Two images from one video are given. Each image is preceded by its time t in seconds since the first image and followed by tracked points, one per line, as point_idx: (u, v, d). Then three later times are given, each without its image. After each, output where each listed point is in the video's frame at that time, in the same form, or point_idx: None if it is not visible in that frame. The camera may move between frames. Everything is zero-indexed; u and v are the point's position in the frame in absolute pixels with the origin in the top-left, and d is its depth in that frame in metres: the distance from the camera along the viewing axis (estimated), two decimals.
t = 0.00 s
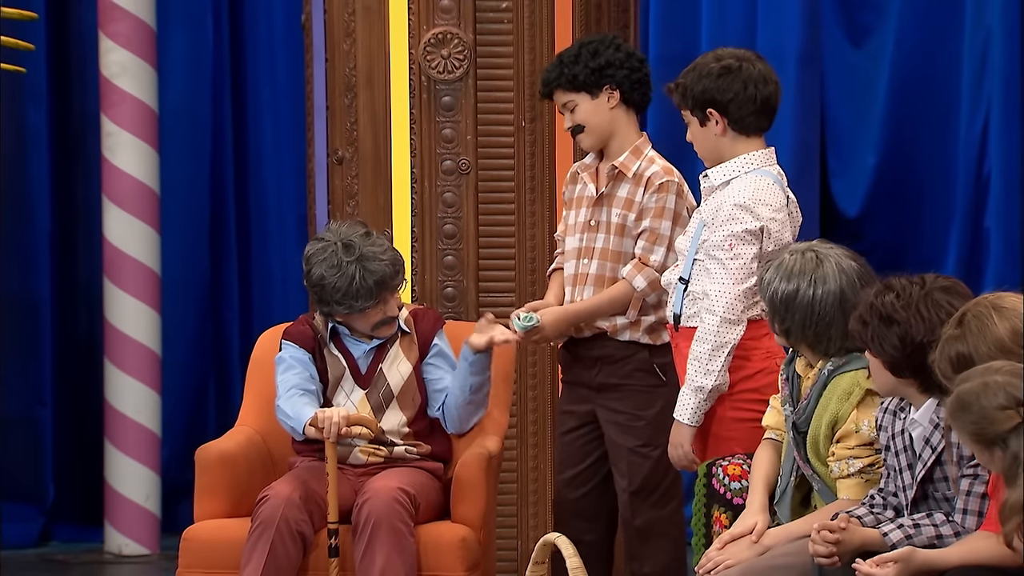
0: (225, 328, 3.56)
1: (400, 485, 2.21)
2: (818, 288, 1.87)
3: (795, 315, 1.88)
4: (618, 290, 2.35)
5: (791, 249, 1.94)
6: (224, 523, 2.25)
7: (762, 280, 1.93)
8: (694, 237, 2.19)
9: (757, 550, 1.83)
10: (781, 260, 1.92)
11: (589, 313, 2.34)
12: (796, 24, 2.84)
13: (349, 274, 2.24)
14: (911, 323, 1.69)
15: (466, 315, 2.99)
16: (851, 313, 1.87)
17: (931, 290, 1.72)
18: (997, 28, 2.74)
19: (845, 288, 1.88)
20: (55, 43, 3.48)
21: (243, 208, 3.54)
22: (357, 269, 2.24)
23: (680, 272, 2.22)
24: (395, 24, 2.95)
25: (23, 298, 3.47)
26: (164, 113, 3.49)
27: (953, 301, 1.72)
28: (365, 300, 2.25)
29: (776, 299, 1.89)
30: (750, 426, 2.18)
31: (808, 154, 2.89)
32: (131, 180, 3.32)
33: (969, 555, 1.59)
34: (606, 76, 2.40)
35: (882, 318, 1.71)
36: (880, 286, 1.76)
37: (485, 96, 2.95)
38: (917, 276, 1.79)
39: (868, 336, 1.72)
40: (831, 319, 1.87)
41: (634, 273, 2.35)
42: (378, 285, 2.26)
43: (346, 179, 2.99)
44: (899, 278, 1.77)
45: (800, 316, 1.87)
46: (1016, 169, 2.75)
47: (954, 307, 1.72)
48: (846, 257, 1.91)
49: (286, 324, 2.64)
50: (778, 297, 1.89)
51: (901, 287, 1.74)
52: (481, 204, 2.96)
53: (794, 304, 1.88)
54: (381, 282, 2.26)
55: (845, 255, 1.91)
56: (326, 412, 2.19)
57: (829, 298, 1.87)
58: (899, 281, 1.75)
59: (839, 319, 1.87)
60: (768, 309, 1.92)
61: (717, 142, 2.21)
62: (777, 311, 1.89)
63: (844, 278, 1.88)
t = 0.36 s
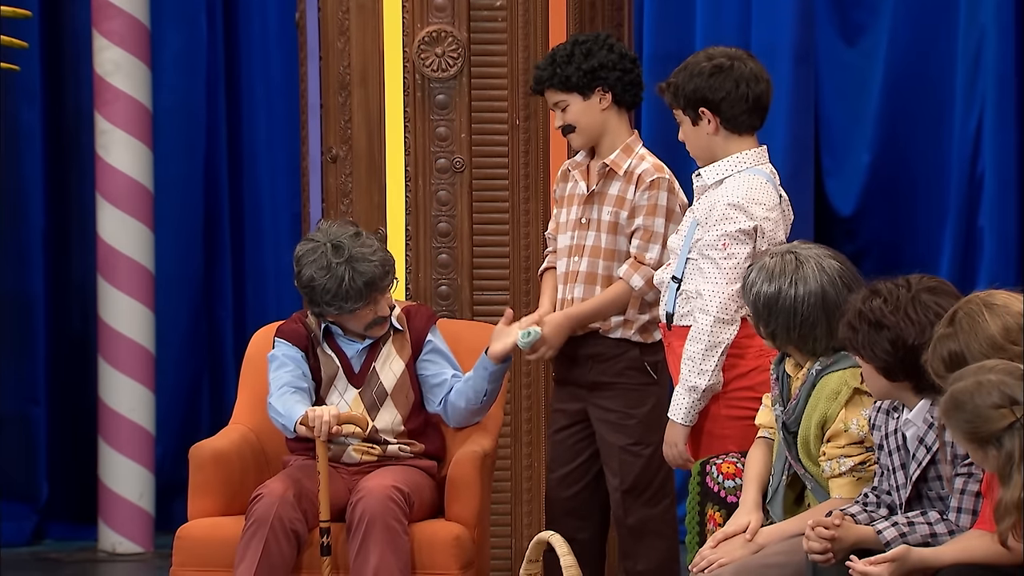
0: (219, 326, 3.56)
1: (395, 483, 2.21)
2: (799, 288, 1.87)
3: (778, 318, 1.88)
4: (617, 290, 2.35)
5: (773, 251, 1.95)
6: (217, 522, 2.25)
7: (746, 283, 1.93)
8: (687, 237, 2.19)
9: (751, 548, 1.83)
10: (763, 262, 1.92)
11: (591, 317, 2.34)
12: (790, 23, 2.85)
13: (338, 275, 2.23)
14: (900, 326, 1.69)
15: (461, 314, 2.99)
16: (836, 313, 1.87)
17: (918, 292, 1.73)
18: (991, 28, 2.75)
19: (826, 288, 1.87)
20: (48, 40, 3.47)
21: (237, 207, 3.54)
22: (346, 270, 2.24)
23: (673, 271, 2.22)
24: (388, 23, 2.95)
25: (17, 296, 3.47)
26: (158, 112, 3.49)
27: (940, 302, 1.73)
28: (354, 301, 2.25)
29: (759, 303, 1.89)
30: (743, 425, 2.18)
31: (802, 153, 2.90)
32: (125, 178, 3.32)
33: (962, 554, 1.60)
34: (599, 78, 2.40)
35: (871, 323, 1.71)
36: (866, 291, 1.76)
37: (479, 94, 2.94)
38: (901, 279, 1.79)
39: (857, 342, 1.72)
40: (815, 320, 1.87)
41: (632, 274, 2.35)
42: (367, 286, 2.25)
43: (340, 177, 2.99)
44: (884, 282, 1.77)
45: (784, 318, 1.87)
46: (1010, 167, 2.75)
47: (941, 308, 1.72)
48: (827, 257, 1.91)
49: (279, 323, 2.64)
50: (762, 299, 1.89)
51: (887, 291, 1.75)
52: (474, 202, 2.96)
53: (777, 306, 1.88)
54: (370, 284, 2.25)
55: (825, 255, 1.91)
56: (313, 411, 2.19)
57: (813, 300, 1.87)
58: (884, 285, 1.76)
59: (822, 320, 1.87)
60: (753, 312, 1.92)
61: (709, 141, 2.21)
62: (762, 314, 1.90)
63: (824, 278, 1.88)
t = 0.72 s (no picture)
0: (225, 326, 3.56)
1: (401, 483, 2.21)
2: (807, 289, 1.87)
3: (787, 319, 1.88)
4: (647, 294, 2.36)
5: (779, 253, 1.95)
6: (223, 522, 2.25)
7: (754, 284, 1.93)
8: (694, 238, 2.19)
9: (758, 549, 1.83)
10: (771, 263, 1.92)
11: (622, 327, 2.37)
12: (797, 23, 2.84)
13: (345, 278, 2.24)
14: (904, 330, 1.70)
15: (467, 315, 2.98)
16: (843, 313, 1.87)
17: (920, 294, 1.74)
18: (998, 28, 2.74)
19: (834, 289, 1.88)
20: (56, 41, 3.48)
21: (243, 207, 3.54)
22: (353, 274, 2.24)
23: (679, 272, 2.21)
24: (395, 23, 2.95)
25: (25, 296, 3.48)
26: (164, 112, 3.49)
27: (943, 303, 1.73)
28: (361, 305, 2.25)
29: (767, 304, 1.89)
30: (750, 425, 2.18)
31: (809, 153, 2.90)
32: (132, 178, 3.32)
33: (970, 555, 1.59)
34: (618, 75, 2.41)
35: (875, 327, 1.71)
36: (868, 296, 1.76)
37: (486, 94, 2.94)
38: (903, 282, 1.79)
39: (863, 347, 1.71)
40: (824, 321, 1.87)
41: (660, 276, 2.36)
42: (374, 290, 2.25)
43: (346, 178, 2.99)
44: (887, 286, 1.78)
45: (794, 319, 1.87)
46: (1017, 167, 2.75)
47: (943, 310, 1.73)
48: (833, 258, 1.91)
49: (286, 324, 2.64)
50: (771, 301, 1.89)
51: (889, 295, 1.75)
52: (481, 203, 2.96)
53: (786, 306, 1.88)
54: (377, 287, 2.25)
55: (833, 256, 1.91)
56: (319, 412, 2.19)
57: (820, 302, 1.87)
58: (886, 289, 1.76)
59: (831, 320, 1.87)
60: (760, 314, 1.91)
61: (716, 141, 2.21)
62: (770, 315, 1.89)
63: (833, 278, 1.88)
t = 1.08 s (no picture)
0: (225, 325, 3.56)
1: (401, 482, 2.21)
2: (809, 288, 1.87)
3: (788, 317, 1.87)
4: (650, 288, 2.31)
5: (780, 252, 1.94)
6: (224, 521, 2.25)
7: (755, 282, 1.93)
8: (692, 237, 2.19)
9: (759, 547, 1.83)
10: (772, 262, 1.92)
11: (626, 323, 2.32)
12: (797, 22, 2.84)
13: (340, 301, 2.22)
14: (903, 329, 1.70)
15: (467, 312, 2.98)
16: (844, 311, 1.87)
17: (919, 293, 1.74)
18: (998, 27, 2.74)
19: (835, 288, 1.88)
20: (56, 39, 3.48)
21: (244, 205, 3.54)
22: (348, 297, 2.22)
23: (678, 270, 2.21)
24: (396, 22, 2.95)
25: (25, 295, 3.48)
26: (164, 110, 3.49)
27: (942, 303, 1.73)
28: (357, 325, 2.24)
29: (768, 302, 1.89)
30: (749, 424, 2.18)
31: (809, 152, 2.90)
32: (133, 177, 3.32)
33: (969, 553, 1.59)
34: (637, 64, 2.46)
35: (875, 327, 1.71)
36: (867, 296, 1.76)
37: (486, 93, 2.94)
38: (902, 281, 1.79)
39: (862, 346, 1.71)
40: (826, 320, 1.87)
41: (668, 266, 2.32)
42: (369, 312, 2.23)
43: (347, 176, 2.99)
44: (886, 285, 1.78)
45: (795, 317, 1.87)
46: (1017, 166, 2.75)
47: (942, 309, 1.73)
48: (834, 256, 1.91)
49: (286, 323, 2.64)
50: (772, 299, 1.89)
51: (889, 294, 1.75)
52: (481, 201, 2.96)
53: (787, 305, 1.87)
54: (372, 310, 2.23)
55: (835, 255, 1.91)
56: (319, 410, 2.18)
57: (821, 301, 1.87)
58: (885, 288, 1.76)
59: (832, 319, 1.87)
60: (761, 313, 1.91)
61: (715, 140, 2.21)
62: (772, 313, 1.89)
63: (835, 277, 1.88)
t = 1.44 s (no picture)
0: (225, 327, 3.56)
1: (400, 485, 2.21)
2: (808, 290, 1.87)
3: (788, 320, 1.87)
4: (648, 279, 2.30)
5: (780, 254, 1.94)
6: (224, 523, 2.25)
7: (755, 284, 1.92)
8: (691, 239, 2.18)
9: (758, 550, 1.83)
10: (771, 264, 1.92)
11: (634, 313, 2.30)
12: (796, 24, 2.84)
13: (334, 289, 2.21)
14: (903, 332, 1.70)
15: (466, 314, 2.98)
16: (843, 313, 1.87)
17: (918, 296, 1.74)
18: (998, 29, 2.74)
19: (834, 290, 1.88)
20: (56, 42, 3.48)
21: (243, 207, 3.54)
22: (342, 286, 2.21)
23: (678, 273, 2.21)
24: (395, 25, 2.95)
25: (25, 297, 3.48)
26: (164, 113, 3.49)
27: (942, 305, 1.73)
28: (350, 316, 2.23)
29: (768, 304, 1.89)
30: (749, 426, 2.18)
31: (809, 154, 2.90)
32: (133, 180, 3.32)
33: (969, 556, 1.60)
34: (639, 66, 2.47)
35: (874, 330, 1.71)
36: (867, 298, 1.76)
37: (486, 95, 2.94)
38: (902, 283, 1.79)
39: (861, 348, 1.72)
40: (825, 322, 1.86)
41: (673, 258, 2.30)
42: (363, 302, 2.22)
43: (346, 179, 2.99)
44: (886, 287, 1.78)
45: (794, 319, 1.87)
46: (1017, 168, 2.75)
47: (942, 312, 1.73)
48: (834, 259, 1.91)
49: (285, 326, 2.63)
50: (771, 301, 1.89)
51: (888, 297, 1.75)
52: (481, 204, 2.96)
53: (787, 307, 1.87)
54: (366, 300, 2.22)
55: (834, 257, 1.91)
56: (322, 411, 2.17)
57: (820, 303, 1.87)
58: (885, 291, 1.76)
59: (831, 321, 1.87)
60: (761, 315, 1.91)
61: (714, 142, 2.21)
62: (771, 316, 1.89)
63: (834, 279, 1.88)
